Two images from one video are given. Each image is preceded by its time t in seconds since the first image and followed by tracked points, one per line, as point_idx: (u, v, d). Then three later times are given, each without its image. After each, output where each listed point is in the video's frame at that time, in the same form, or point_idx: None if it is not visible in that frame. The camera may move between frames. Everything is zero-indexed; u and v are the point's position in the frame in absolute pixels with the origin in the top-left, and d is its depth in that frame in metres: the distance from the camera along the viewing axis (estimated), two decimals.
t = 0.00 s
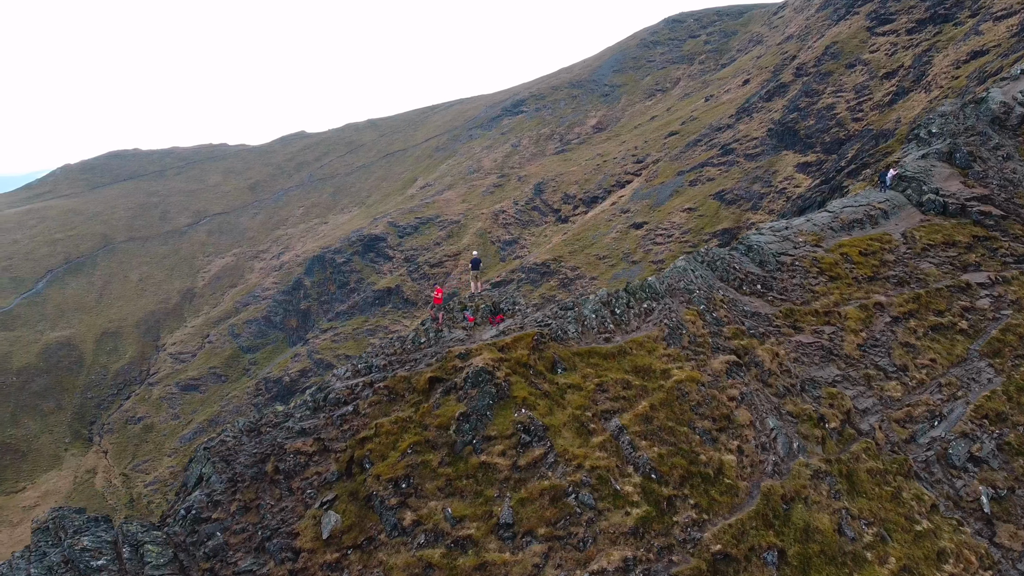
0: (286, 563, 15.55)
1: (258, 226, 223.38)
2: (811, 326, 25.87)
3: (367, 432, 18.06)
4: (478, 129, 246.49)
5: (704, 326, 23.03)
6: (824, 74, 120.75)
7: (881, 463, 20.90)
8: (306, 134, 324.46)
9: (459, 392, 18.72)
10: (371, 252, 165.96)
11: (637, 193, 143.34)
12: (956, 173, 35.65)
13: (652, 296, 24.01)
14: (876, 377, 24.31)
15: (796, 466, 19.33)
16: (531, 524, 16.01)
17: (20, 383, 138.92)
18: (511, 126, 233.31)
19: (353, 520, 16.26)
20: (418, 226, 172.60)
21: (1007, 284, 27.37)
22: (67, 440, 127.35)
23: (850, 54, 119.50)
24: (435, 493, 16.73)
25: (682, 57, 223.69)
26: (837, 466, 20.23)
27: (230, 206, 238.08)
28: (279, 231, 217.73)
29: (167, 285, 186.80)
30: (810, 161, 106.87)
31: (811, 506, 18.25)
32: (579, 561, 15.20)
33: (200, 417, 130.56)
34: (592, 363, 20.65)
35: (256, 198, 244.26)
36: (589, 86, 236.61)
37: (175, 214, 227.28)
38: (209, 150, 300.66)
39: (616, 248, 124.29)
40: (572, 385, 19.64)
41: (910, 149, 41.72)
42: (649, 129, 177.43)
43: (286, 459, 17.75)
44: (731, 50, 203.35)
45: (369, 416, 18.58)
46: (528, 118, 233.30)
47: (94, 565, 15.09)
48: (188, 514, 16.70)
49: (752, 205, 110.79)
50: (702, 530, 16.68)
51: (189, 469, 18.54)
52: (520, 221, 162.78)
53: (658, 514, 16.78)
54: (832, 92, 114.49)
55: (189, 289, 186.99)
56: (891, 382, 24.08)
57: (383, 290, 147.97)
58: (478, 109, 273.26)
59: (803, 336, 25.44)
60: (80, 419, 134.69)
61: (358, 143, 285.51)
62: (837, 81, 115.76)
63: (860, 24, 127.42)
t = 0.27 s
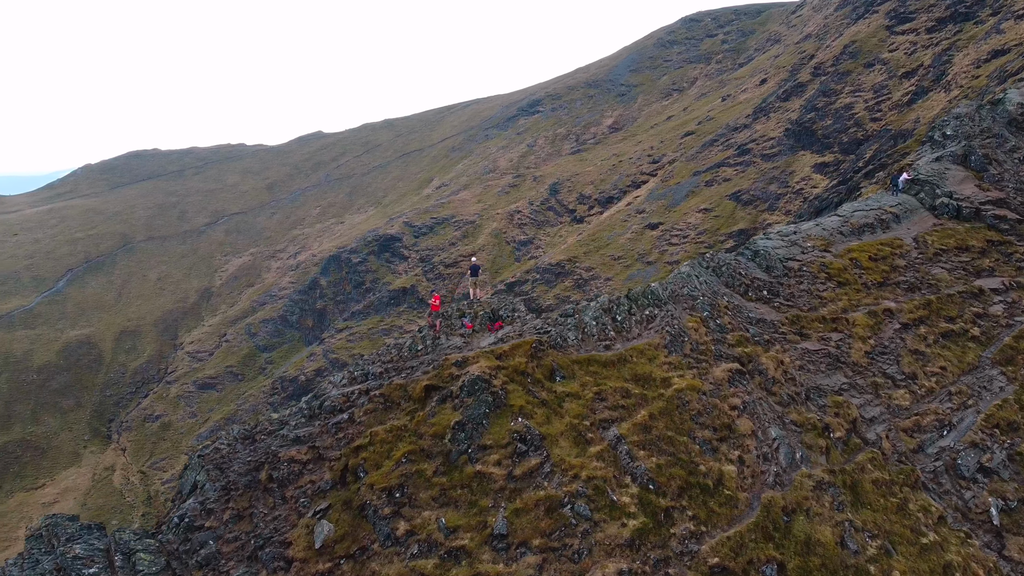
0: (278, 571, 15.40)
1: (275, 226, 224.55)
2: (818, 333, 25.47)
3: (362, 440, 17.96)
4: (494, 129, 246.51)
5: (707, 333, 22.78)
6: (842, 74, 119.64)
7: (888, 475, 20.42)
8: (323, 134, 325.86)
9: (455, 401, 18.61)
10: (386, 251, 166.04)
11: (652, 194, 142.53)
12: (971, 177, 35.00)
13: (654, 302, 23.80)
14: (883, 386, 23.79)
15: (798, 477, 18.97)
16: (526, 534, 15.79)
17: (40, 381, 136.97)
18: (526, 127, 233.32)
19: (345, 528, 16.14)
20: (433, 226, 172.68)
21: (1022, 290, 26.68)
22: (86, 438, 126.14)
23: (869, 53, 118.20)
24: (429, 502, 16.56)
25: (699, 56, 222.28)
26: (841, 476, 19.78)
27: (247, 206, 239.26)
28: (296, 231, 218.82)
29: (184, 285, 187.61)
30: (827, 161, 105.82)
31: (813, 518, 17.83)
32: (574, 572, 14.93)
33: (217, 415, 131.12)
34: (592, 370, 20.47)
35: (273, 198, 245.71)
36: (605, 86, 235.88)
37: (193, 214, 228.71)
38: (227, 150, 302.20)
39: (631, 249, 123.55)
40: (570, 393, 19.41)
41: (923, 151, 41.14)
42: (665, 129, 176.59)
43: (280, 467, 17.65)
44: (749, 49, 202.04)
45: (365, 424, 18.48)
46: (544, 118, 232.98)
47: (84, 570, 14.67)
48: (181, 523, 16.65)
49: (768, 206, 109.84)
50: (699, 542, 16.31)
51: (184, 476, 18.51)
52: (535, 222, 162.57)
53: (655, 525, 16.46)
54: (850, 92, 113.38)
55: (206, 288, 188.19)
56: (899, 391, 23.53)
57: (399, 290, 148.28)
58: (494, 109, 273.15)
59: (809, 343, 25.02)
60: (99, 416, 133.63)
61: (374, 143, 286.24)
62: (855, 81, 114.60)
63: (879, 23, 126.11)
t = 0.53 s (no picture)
0: None
1: (292, 226, 225.57)
2: (825, 340, 25.01)
3: (357, 448, 17.85)
4: (510, 129, 246.27)
5: (710, 341, 22.53)
6: (860, 73, 118.38)
7: (893, 485, 19.67)
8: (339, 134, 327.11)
9: (451, 409, 18.44)
10: (402, 251, 165.34)
11: (668, 194, 141.42)
12: (986, 180, 34.30)
13: (657, 308, 23.59)
14: (892, 394, 23.11)
15: (800, 488, 18.55)
16: (519, 545, 15.50)
17: (60, 378, 136.72)
18: (542, 126, 233.00)
19: (339, 539, 15.99)
20: (449, 226, 172.04)
21: None
22: (104, 435, 125.19)
23: (888, 52, 116.75)
24: (424, 512, 16.37)
25: (717, 56, 220.62)
26: (845, 487, 19.29)
27: (264, 206, 240.30)
28: (313, 231, 219.68)
29: (203, 284, 188.52)
30: (845, 162, 104.54)
31: (815, 530, 17.44)
32: None
33: (234, 413, 131.03)
34: (591, 379, 20.26)
35: (290, 198, 246.98)
36: (622, 85, 234.89)
37: (211, 214, 229.99)
38: (245, 150, 303.61)
39: (646, 250, 122.70)
40: (568, 402, 19.23)
41: (938, 154, 40.50)
42: (681, 129, 175.49)
43: (274, 475, 17.55)
44: (767, 48, 200.28)
45: (360, 433, 18.36)
46: (560, 118, 232.52)
47: None
48: (174, 531, 16.58)
49: (785, 207, 108.76)
50: (696, 555, 15.98)
51: (180, 485, 18.47)
52: (550, 222, 162.08)
53: (651, 537, 16.18)
54: (869, 92, 112.07)
55: (224, 287, 189.23)
56: (908, 399, 22.82)
57: (414, 290, 146.15)
58: (510, 109, 272.79)
59: (816, 350, 24.59)
60: (118, 413, 133.20)
61: (391, 143, 286.81)
62: (874, 80, 113.24)
63: (898, 21, 124.58)
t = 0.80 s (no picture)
0: None
1: (306, 225, 226.17)
2: (831, 347, 24.60)
3: (352, 455, 17.72)
4: (524, 129, 245.89)
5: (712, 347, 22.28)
6: (876, 73, 117.14)
7: (899, 495, 19.24)
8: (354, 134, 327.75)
9: (447, 417, 18.27)
10: (416, 251, 165.43)
11: (682, 194, 139.86)
12: (1000, 182, 33.60)
13: (659, 314, 23.38)
14: (899, 402, 22.60)
15: (802, 498, 18.23)
16: (515, 556, 15.33)
17: (76, 376, 137.02)
18: (556, 126, 232.46)
19: (333, 546, 15.87)
20: (462, 226, 172.06)
21: None
22: (120, 433, 125.33)
23: (905, 51, 115.33)
24: (418, 521, 16.23)
25: (732, 55, 218.80)
26: (849, 497, 18.90)
27: (279, 206, 241.09)
28: (327, 231, 220.15)
29: (217, 284, 188.56)
30: (861, 162, 103.38)
31: (817, 541, 17.11)
32: None
33: (247, 412, 130.60)
34: (590, 386, 20.05)
35: (304, 198, 247.80)
36: (636, 85, 233.83)
37: (226, 213, 231.04)
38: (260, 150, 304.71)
39: (659, 250, 121.47)
40: (567, 410, 19.04)
41: (951, 156, 39.90)
42: (696, 129, 174.22)
43: (269, 482, 17.44)
44: (783, 47, 198.52)
45: (355, 440, 18.24)
46: (574, 118, 231.81)
47: None
48: (168, 537, 16.47)
49: (799, 207, 107.54)
50: (695, 566, 15.72)
51: (175, 491, 18.36)
52: (564, 223, 161.20)
53: (648, 547, 15.95)
54: (885, 91, 110.81)
55: (238, 287, 189.30)
56: (915, 408, 22.30)
57: (427, 290, 146.69)
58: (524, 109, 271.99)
59: (821, 357, 24.19)
60: (133, 412, 133.48)
61: (405, 143, 287.12)
62: (890, 79, 111.93)
63: (915, 20, 123.17)
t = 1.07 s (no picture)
0: None
1: (324, 225, 226.67)
2: (840, 354, 24.04)
3: (348, 464, 17.59)
4: (542, 129, 245.22)
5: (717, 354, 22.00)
6: (897, 72, 115.41)
7: (907, 507, 18.44)
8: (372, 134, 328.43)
9: (445, 425, 18.11)
10: (432, 251, 164.16)
11: (700, 194, 137.23)
12: (1017, 185, 32.83)
13: (663, 321, 23.14)
14: (909, 412, 21.79)
15: (806, 511, 17.79)
16: (510, 567, 15.06)
17: (97, 373, 136.07)
18: (574, 126, 231.79)
19: (327, 556, 15.69)
20: (479, 226, 170.37)
21: None
22: (140, 431, 124.34)
23: (927, 50, 113.58)
24: (413, 531, 16.03)
25: (751, 54, 216.53)
26: (855, 509, 18.24)
27: (298, 206, 241.97)
28: (345, 230, 220.41)
29: (236, 283, 187.21)
30: (881, 162, 101.78)
31: (820, 555, 16.66)
32: None
33: (264, 411, 127.31)
34: (591, 395, 19.81)
35: (323, 198, 248.56)
36: (655, 84, 232.49)
37: (245, 213, 232.24)
38: (279, 150, 306.04)
39: (677, 250, 118.78)
40: (566, 419, 18.84)
41: (968, 159, 39.17)
42: (714, 128, 172.43)
43: (265, 491, 17.37)
44: (803, 45, 196.39)
45: (352, 448, 18.11)
46: (592, 118, 231.01)
47: None
48: (163, 545, 16.43)
49: (819, 208, 105.70)
50: None
51: (172, 498, 18.32)
52: (580, 223, 159.06)
53: (646, 560, 15.62)
54: (906, 90, 109.22)
55: (257, 286, 187.94)
56: (926, 417, 21.44)
57: (444, 290, 142.75)
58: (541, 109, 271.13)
59: (829, 365, 23.66)
60: (153, 410, 132.73)
61: (422, 143, 287.45)
62: (912, 78, 110.30)
63: (937, 19, 121.48)
